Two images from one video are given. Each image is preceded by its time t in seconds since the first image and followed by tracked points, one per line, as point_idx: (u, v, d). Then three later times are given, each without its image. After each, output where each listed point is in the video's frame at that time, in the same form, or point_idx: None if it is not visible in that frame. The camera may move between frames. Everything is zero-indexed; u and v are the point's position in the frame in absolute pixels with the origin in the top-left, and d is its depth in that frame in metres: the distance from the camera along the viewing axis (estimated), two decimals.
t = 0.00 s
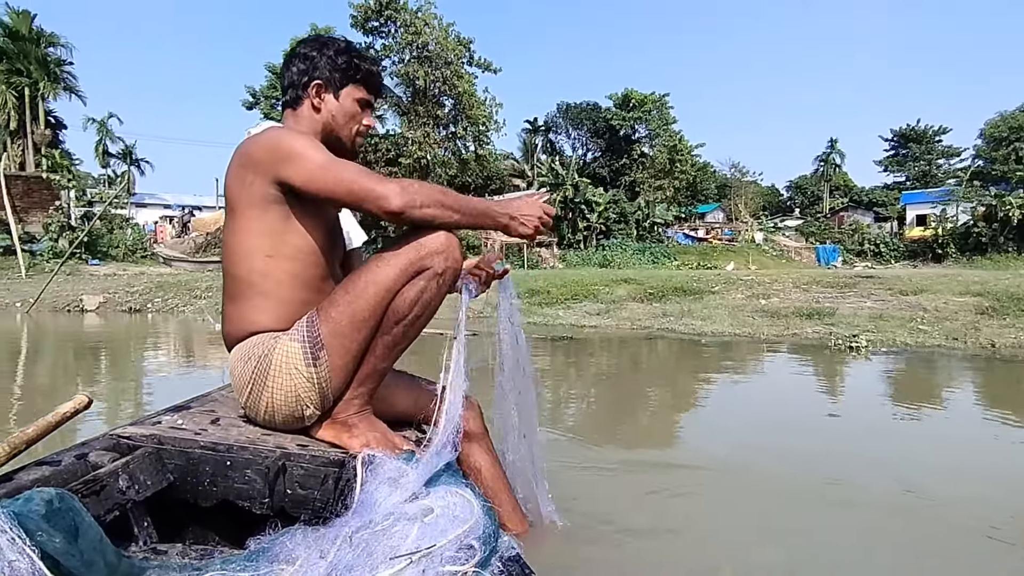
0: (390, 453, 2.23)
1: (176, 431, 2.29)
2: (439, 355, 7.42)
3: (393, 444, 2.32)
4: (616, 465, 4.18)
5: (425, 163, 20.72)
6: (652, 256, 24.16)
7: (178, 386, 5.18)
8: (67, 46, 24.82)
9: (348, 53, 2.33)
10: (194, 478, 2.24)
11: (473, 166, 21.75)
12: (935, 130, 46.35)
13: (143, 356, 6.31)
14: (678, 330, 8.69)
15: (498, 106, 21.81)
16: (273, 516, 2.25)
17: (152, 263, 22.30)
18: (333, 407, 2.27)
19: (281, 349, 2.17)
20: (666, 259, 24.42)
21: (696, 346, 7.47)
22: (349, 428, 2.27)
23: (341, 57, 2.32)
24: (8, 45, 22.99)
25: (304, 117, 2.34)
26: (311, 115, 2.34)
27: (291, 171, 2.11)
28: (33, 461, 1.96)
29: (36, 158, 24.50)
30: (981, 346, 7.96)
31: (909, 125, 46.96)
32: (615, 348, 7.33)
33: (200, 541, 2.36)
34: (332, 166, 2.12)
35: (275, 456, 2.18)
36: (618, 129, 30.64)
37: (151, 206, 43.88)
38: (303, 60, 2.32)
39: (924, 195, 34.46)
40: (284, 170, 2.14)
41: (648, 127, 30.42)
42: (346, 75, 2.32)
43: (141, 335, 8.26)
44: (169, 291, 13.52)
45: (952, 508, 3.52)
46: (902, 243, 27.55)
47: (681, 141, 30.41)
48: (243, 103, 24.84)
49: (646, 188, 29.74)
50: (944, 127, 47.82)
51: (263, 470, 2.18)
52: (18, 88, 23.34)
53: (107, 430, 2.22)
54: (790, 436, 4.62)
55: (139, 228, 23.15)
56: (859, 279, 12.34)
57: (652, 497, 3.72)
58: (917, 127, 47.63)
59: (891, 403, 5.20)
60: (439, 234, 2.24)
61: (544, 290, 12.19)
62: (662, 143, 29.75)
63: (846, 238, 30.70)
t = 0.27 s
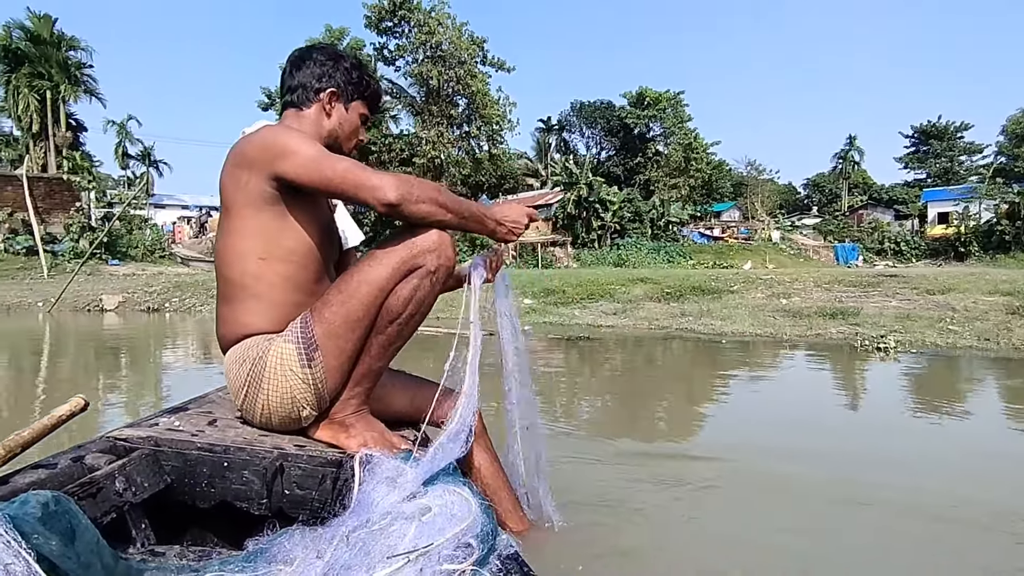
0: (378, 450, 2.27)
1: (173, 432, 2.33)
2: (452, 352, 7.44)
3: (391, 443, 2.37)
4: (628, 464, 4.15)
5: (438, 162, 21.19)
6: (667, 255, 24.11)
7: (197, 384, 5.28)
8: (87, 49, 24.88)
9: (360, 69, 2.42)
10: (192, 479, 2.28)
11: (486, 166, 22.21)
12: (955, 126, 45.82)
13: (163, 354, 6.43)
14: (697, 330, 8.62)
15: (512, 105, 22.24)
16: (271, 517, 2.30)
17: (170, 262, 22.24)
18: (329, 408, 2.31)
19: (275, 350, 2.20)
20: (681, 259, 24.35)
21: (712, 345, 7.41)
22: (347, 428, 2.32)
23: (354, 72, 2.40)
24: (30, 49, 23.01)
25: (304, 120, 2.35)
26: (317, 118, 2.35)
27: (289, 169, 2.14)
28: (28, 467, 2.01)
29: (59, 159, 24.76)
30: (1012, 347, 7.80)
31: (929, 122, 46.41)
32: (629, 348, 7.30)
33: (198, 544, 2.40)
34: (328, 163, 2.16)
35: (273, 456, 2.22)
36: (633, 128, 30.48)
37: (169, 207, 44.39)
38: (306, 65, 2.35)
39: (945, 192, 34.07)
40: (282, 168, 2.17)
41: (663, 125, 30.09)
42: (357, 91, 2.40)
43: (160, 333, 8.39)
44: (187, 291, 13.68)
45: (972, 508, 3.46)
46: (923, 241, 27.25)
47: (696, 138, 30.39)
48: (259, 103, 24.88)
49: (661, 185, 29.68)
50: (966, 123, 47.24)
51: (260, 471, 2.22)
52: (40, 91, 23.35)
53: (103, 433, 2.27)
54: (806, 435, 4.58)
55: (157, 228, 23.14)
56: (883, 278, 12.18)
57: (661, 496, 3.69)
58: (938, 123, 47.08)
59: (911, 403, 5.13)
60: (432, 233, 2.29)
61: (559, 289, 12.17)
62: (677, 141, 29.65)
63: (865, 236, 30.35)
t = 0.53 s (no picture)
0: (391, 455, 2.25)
1: (177, 432, 2.36)
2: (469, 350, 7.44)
3: (394, 443, 2.36)
4: (644, 468, 4.11)
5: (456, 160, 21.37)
6: (686, 253, 24.08)
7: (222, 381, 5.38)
8: (111, 51, 24.75)
9: (362, 74, 2.46)
10: (195, 479, 2.30)
11: (504, 164, 22.34)
12: (982, 121, 45.07)
13: (184, 352, 6.52)
14: (721, 330, 8.52)
15: (530, 103, 22.35)
16: (275, 516, 2.32)
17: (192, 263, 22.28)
18: (333, 407, 2.31)
19: (279, 350, 2.21)
20: (700, 257, 24.27)
21: (732, 345, 7.34)
22: (349, 427, 2.32)
23: (357, 77, 2.43)
24: (56, 52, 22.86)
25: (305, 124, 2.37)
26: (322, 120, 2.38)
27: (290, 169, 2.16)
28: (32, 467, 2.04)
29: (83, 161, 24.68)
30: None
31: (956, 116, 45.58)
32: (647, 347, 7.25)
33: (202, 543, 2.42)
34: (330, 163, 2.18)
35: (276, 456, 2.23)
36: (650, 125, 30.20)
37: (192, 206, 44.97)
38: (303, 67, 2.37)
39: (972, 187, 33.52)
40: (283, 170, 2.19)
41: (681, 122, 30.17)
42: (359, 97, 2.44)
43: (181, 331, 8.49)
44: (209, 289, 13.83)
45: (1001, 515, 3.39)
46: (949, 239, 26.95)
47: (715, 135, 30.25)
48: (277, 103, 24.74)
49: (679, 183, 29.53)
50: (995, 117, 46.39)
51: (264, 471, 2.24)
52: (66, 93, 23.18)
53: (108, 433, 2.30)
54: (828, 438, 4.52)
55: (179, 228, 23.28)
56: (913, 277, 11.96)
57: (674, 498, 3.66)
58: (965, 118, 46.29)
59: (938, 405, 5.02)
60: (436, 234, 2.28)
61: (578, 288, 12.13)
62: (696, 139, 29.58)
63: (889, 233, 29.96)
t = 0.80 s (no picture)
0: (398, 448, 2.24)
1: (182, 432, 2.39)
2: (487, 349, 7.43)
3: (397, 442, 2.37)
4: (663, 468, 4.06)
5: (474, 160, 21.42)
6: (706, 252, 23.99)
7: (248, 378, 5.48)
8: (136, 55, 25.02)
9: (356, 76, 2.50)
10: (202, 478, 2.34)
11: (521, 164, 22.29)
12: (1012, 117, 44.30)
13: (205, 351, 6.60)
14: (745, 330, 8.41)
15: (548, 102, 22.39)
16: (280, 515, 2.33)
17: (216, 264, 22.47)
18: (336, 407, 2.32)
19: (282, 351, 2.23)
20: (720, 255, 24.19)
21: (753, 346, 7.26)
22: (355, 428, 2.34)
23: (351, 79, 2.47)
24: (82, 56, 23.21)
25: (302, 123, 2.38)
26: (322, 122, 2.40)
27: (295, 167, 2.17)
28: (41, 466, 2.07)
29: (110, 163, 24.94)
30: None
31: (984, 112, 44.84)
32: (667, 348, 7.20)
33: (209, 542, 2.46)
34: (332, 159, 2.19)
35: (281, 455, 2.25)
36: (671, 123, 29.60)
37: (216, 207, 45.62)
38: (299, 63, 2.39)
39: (1002, 184, 32.97)
40: (285, 169, 2.21)
41: (702, 120, 29.50)
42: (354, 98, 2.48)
43: (202, 330, 8.60)
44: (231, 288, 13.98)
45: None
46: (979, 237, 27.01)
47: (735, 133, 29.98)
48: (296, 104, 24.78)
49: (699, 181, 29.24)
50: None
51: (270, 470, 2.26)
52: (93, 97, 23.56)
53: (114, 433, 2.33)
54: (851, 437, 4.44)
55: (203, 229, 23.55)
56: (945, 277, 11.74)
57: (692, 498, 3.62)
58: (993, 114, 45.55)
59: (965, 405, 4.94)
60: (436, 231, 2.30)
61: (598, 287, 12.08)
62: (716, 136, 29.18)
63: (916, 231, 29.64)
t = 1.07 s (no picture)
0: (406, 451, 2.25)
1: (195, 431, 2.41)
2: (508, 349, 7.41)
3: (407, 442, 2.37)
4: (686, 475, 3.99)
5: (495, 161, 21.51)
6: (730, 253, 23.86)
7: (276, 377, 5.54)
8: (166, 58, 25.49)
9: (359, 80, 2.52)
10: (213, 477, 2.34)
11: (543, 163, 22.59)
12: None
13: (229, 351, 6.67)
14: (775, 334, 8.27)
15: (569, 101, 22.46)
16: (291, 514, 2.32)
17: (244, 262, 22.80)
18: (347, 407, 2.33)
19: (293, 351, 2.25)
20: (744, 257, 24.05)
21: (778, 350, 7.16)
22: (365, 427, 2.35)
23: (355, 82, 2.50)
24: (115, 60, 23.73)
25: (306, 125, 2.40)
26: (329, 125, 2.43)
27: (297, 165, 2.18)
28: (56, 463, 2.09)
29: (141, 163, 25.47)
30: None
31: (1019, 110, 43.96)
32: (689, 351, 7.13)
33: (219, 542, 2.46)
34: (330, 155, 2.18)
35: (292, 454, 2.24)
36: (694, 123, 29.87)
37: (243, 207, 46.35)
38: (306, 65, 2.41)
39: None
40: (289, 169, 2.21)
41: (725, 119, 29.65)
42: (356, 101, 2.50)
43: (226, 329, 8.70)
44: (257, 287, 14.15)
45: None
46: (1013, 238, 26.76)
47: (761, 132, 29.74)
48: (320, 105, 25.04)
49: (724, 182, 28.98)
50: None
51: (280, 469, 2.25)
52: (124, 100, 24.13)
53: (128, 432, 2.35)
54: (880, 445, 4.34)
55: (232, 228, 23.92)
56: (982, 279, 11.47)
57: (716, 507, 3.55)
58: None
59: (1000, 412, 4.82)
60: (445, 230, 2.31)
61: (621, 288, 12.02)
62: (741, 135, 28.87)
63: (948, 232, 29.22)
